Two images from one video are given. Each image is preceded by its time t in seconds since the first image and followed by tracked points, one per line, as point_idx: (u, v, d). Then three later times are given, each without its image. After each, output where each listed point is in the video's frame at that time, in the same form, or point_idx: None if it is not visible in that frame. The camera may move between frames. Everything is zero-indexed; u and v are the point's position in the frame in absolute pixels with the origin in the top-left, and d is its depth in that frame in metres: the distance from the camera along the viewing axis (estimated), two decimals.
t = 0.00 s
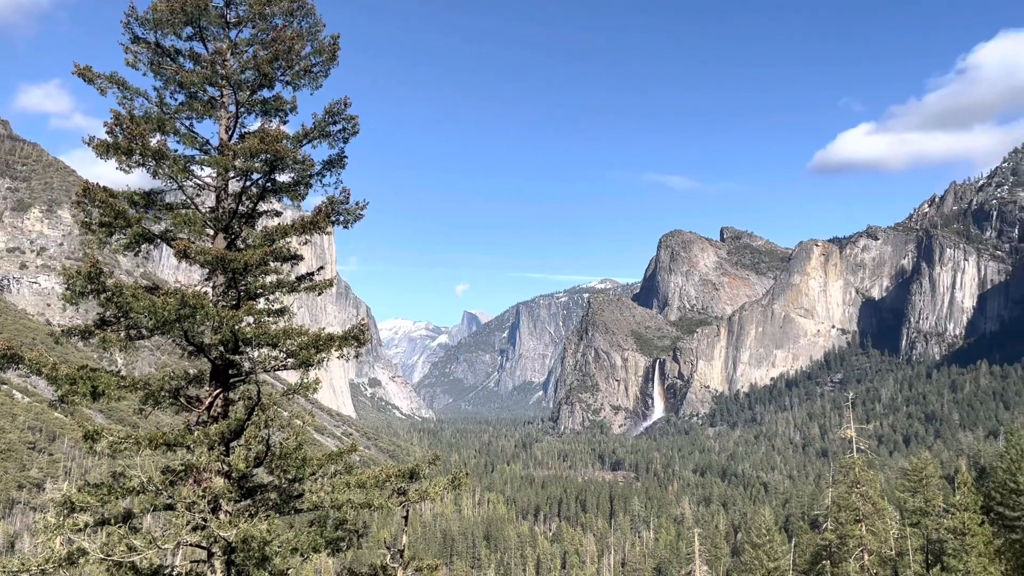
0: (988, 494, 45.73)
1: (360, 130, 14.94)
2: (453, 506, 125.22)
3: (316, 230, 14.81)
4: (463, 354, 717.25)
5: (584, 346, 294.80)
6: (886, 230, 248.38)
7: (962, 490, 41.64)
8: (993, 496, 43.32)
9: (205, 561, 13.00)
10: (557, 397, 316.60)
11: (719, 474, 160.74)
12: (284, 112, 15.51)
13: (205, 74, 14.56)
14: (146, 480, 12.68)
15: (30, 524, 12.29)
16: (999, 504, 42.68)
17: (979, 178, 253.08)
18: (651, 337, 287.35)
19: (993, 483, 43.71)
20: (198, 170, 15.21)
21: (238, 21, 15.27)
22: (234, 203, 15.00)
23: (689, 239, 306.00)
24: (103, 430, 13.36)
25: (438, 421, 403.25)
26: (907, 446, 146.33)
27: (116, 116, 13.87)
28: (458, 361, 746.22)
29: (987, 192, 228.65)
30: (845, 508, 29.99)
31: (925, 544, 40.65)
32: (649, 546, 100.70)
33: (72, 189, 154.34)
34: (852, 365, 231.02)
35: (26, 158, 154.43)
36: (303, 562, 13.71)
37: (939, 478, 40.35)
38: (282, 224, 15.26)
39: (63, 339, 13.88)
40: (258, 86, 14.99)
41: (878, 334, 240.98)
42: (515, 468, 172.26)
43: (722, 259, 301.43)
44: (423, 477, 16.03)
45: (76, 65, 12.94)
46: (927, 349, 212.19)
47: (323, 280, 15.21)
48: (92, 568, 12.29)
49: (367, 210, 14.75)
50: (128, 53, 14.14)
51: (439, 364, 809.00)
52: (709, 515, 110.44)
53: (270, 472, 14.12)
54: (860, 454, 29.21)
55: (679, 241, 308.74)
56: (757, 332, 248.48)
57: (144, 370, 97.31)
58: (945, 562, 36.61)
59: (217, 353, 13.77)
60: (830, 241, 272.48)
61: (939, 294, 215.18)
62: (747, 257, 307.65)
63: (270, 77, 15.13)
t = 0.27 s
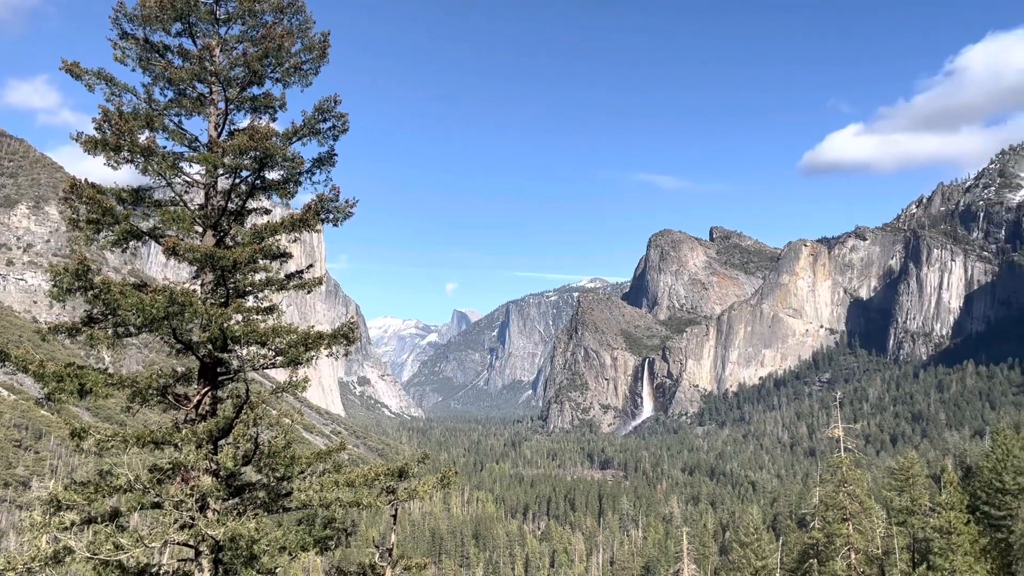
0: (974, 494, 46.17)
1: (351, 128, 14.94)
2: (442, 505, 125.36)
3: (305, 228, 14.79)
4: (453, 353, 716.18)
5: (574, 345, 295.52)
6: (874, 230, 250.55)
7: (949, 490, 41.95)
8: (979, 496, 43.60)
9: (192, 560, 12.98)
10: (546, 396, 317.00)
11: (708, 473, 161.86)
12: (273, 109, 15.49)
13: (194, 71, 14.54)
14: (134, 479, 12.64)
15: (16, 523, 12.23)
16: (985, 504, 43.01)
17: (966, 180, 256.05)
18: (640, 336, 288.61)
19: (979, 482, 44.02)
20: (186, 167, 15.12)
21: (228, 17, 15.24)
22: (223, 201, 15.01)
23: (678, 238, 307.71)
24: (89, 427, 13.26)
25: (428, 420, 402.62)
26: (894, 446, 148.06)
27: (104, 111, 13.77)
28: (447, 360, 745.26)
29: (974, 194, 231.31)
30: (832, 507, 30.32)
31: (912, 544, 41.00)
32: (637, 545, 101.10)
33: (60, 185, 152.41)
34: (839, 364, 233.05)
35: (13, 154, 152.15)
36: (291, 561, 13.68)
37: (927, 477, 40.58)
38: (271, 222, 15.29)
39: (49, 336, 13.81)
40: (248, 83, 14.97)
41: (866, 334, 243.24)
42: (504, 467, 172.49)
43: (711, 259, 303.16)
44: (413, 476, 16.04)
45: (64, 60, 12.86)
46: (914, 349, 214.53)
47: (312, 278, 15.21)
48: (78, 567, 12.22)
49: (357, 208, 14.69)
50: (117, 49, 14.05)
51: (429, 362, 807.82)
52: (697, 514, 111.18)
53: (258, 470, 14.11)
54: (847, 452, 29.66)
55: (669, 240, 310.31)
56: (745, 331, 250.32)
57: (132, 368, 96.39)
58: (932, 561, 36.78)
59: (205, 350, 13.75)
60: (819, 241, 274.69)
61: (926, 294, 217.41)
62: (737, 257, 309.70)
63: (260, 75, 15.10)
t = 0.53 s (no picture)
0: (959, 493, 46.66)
1: (340, 125, 14.96)
2: (431, 503, 125.36)
3: (294, 225, 14.78)
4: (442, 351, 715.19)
5: (564, 343, 296.28)
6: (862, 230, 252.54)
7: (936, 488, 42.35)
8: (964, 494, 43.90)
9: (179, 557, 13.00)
10: (536, 394, 317.62)
11: (696, 472, 162.99)
12: (262, 106, 15.45)
13: (182, 67, 14.52)
14: (121, 477, 12.61)
15: (1, 520, 12.14)
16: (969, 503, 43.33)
17: (953, 181, 259.14)
18: (629, 335, 289.83)
19: (963, 481, 44.32)
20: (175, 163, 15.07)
21: (217, 12, 15.17)
22: (212, 198, 14.95)
23: (668, 237, 309.25)
24: (76, 424, 13.18)
25: (417, 418, 401.93)
26: (881, 445, 149.77)
27: (92, 107, 13.67)
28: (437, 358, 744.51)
29: (961, 195, 234.14)
30: (819, 506, 30.59)
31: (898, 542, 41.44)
32: (625, 543, 101.65)
33: (47, 181, 150.32)
34: (827, 364, 235.15)
35: None
36: (279, 559, 13.74)
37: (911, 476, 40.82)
38: (259, 218, 15.25)
39: (35, 332, 13.69)
40: (237, 79, 14.90)
41: (853, 333, 245.53)
42: (494, 465, 172.68)
43: (701, 259, 304.86)
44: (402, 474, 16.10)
45: (50, 54, 12.76)
46: (901, 349, 216.99)
47: (301, 276, 15.20)
48: (65, 564, 12.18)
49: (346, 206, 14.74)
50: (104, 44, 13.97)
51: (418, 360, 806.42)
52: (685, 512, 111.91)
53: (246, 468, 14.11)
54: (834, 452, 30.10)
55: (658, 239, 311.76)
56: (734, 331, 252.08)
57: (120, 365, 95.43)
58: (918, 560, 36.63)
59: (193, 347, 13.73)
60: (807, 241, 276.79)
61: (913, 294, 220.09)
62: (726, 256, 311.50)
63: (249, 71, 15.04)
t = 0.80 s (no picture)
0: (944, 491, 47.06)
1: (330, 122, 14.98)
2: (419, 501, 125.31)
3: (283, 222, 14.78)
4: (432, 349, 713.94)
5: (553, 342, 296.93)
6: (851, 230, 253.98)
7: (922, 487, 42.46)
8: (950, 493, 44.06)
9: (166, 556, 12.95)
10: (525, 392, 318.14)
11: (684, 470, 164.03)
12: (252, 102, 15.40)
13: (172, 62, 14.44)
14: (108, 474, 12.60)
15: None
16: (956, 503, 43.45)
17: (940, 182, 262.14)
18: (619, 333, 290.97)
19: (949, 480, 44.58)
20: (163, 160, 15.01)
21: (206, 9, 15.12)
22: (201, 194, 14.89)
23: (658, 237, 310.62)
24: (63, 421, 13.11)
25: (406, 416, 401.08)
26: (868, 443, 151.30)
27: (80, 102, 13.59)
28: (427, 356, 743.31)
29: (949, 196, 236.91)
30: (807, 504, 30.82)
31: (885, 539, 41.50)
32: (614, 542, 102.12)
33: (34, 176, 148.59)
34: (815, 363, 237.05)
35: None
36: (267, 557, 13.69)
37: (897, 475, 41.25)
38: (248, 215, 15.20)
39: (21, 329, 13.59)
40: (227, 76, 14.88)
41: (841, 333, 247.53)
42: (483, 463, 172.73)
43: (691, 258, 306.49)
44: (390, 471, 16.18)
45: (38, 49, 12.69)
46: (889, 349, 219.23)
47: (290, 274, 15.20)
48: (51, 562, 12.09)
49: (336, 203, 14.78)
50: (93, 38, 13.88)
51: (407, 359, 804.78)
52: (674, 510, 112.55)
53: (234, 466, 14.10)
54: (822, 451, 30.57)
55: (648, 238, 313.15)
56: (723, 330, 253.79)
57: (107, 362, 94.59)
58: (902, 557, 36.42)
59: (181, 345, 13.74)
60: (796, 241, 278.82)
61: (901, 294, 222.06)
62: (716, 256, 313.21)
63: (239, 68, 15.03)
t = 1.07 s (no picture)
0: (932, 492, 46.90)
1: (321, 119, 15.02)
2: (409, 500, 125.28)
3: (273, 219, 14.78)
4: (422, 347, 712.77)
5: (543, 341, 297.67)
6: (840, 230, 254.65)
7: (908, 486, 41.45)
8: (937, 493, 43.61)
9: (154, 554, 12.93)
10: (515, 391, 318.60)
11: (673, 469, 164.96)
12: (242, 99, 15.39)
13: (161, 59, 14.41)
14: (94, 472, 12.52)
15: None
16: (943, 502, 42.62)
17: (928, 183, 265.04)
18: (609, 332, 292.04)
19: (937, 480, 44.07)
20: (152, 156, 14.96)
21: (196, 5, 15.08)
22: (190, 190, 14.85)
23: (648, 236, 311.92)
24: (50, 418, 13.03)
25: (396, 414, 400.35)
26: (856, 443, 152.70)
27: (67, 97, 13.51)
28: (416, 355, 742.19)
29: (938, 197, 239.47)
30: (795, 503, 31.17)
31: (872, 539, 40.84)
32: (603, 540, 102.60)
33: (21, 172, 147.05)
34: (803, 363, 238.80)
35: None
36: (255, 555, 13.64)
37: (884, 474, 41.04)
38: (238, 212, 15.18)
39: (8, 326, 13.50)
40: (217, 72, 14.84)
41: (830, 333, 249.25)
42: (472, 461, 172.85)
43: (680, 257, 308.01)
44: (380, 470, 16.19)
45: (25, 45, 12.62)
46: (877, 349, 221.25)
47: (280, 271, 15.21)
48: (36, 561, 12.01)
49: (326, 201, 14.84)
50: (81, 34, 13.82)
51: (397, 357, 802.80)
52: (662, 509, 113.15)
53: (223, 464, 14.06)
54: (810, 450, 30.98)
55: (638, 238, 314.41)
56: (713, 329, 255.38)
57: (94, 359, 93.81)
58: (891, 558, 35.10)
59: (170, 342, 13.71)
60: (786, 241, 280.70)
61: (889, 294, 224.24)
62: (705, 255, 314.86)
63: (229, 63, 14.99)
